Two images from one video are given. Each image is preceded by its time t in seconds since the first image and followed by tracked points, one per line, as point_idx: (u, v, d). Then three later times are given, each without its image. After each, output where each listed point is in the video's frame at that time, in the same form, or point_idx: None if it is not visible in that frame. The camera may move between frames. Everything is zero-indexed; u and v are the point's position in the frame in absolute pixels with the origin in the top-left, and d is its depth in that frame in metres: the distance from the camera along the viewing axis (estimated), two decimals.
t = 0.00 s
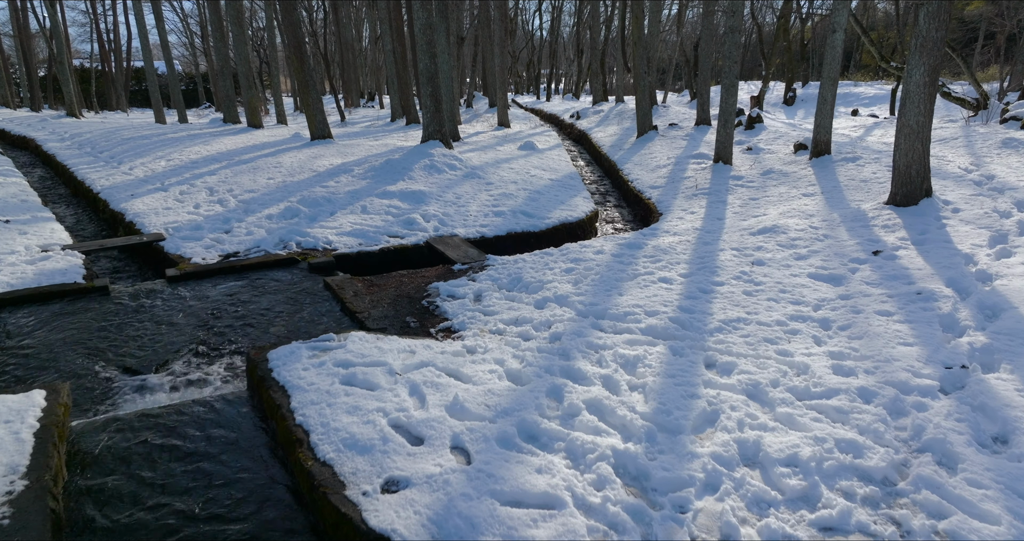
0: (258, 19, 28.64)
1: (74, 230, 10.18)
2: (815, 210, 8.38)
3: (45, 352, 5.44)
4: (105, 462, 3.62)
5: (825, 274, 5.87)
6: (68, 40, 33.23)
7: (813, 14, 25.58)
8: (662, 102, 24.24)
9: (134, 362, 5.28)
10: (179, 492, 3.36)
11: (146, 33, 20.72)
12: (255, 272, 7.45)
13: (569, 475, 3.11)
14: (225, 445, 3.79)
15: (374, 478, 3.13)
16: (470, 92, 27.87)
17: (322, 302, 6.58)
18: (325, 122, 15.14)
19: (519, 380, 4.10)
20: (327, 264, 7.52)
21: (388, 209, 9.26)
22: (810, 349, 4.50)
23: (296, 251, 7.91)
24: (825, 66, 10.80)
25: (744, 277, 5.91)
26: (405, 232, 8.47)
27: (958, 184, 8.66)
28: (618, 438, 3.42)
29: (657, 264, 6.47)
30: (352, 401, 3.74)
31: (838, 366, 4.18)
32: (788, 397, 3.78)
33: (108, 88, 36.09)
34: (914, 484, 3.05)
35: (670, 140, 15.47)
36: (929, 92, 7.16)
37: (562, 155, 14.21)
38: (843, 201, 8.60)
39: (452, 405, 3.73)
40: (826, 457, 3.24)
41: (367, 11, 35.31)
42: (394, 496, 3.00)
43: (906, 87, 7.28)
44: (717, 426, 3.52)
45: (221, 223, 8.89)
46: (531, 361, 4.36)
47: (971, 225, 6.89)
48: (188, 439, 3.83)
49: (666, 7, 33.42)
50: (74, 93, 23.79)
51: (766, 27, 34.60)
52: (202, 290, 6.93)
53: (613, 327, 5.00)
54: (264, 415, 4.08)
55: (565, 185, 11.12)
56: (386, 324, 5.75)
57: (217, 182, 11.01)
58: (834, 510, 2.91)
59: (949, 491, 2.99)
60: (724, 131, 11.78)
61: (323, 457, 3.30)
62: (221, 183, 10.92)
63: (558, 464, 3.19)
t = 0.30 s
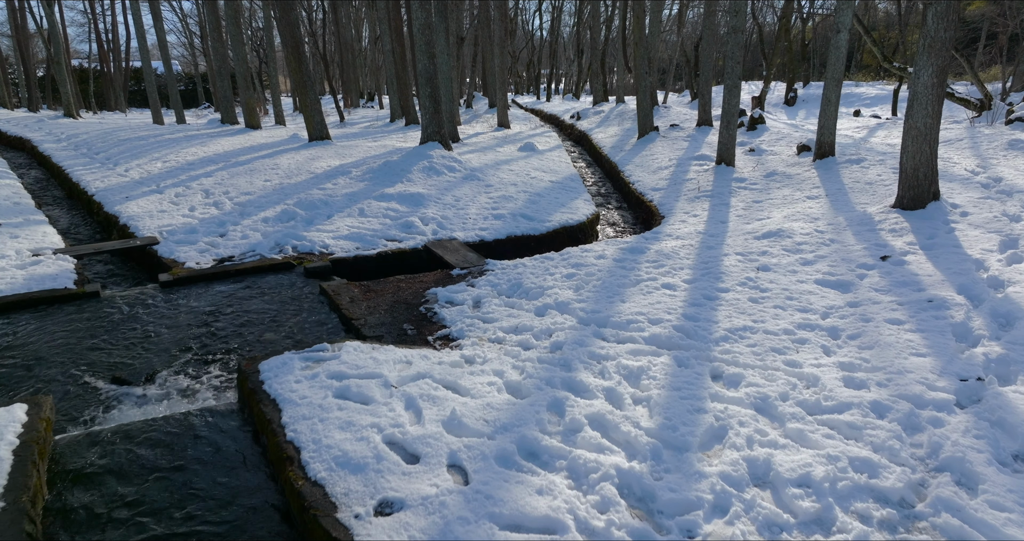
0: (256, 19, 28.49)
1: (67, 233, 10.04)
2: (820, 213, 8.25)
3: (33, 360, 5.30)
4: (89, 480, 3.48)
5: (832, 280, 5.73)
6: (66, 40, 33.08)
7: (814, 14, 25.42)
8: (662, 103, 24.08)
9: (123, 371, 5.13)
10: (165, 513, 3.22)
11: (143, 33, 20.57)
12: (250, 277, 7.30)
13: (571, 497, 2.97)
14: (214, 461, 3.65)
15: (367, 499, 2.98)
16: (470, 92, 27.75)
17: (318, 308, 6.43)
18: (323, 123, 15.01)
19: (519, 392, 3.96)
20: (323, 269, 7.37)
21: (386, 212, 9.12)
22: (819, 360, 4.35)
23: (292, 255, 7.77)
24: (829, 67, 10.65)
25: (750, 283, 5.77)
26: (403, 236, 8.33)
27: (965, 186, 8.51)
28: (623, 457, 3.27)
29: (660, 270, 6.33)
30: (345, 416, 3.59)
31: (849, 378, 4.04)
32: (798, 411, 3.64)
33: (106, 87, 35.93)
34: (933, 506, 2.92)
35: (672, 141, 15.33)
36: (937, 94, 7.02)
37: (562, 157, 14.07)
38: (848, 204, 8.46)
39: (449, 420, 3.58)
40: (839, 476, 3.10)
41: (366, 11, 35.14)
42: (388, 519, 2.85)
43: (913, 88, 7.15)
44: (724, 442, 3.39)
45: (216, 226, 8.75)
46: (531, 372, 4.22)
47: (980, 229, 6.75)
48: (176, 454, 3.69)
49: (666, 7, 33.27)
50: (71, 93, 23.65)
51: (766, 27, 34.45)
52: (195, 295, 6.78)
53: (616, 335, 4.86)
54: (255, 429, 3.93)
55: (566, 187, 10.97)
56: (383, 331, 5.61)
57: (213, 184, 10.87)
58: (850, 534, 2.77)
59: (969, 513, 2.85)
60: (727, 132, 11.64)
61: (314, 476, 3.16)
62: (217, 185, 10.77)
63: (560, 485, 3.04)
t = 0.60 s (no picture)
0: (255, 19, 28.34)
1: (61, 236, 9.90)
2: (825, 216, 8.11)
3: (19, 369, 5.17)
4: (70, 499, 3.35)
5: (840, 287, 5.60)
6: (64, 40, 32.95)
7: (816, 14, 25.28)
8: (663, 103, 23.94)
9: (112, 380, 5.00)
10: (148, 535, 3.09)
11: (140, 33, 20.43)
12: (245, 282, 7.16)
13: (573, 521, 2.83)
14: (202, 478, 3.52)
15: (359, 523, 2.84)
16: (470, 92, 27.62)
17: (313, 315, 6.30)
18: (321, 124, 14.88)
19: (518, 406, 3.83)
20: (319, 274, 7.25)
21: (383, 215, 8.98)
22: (829, 372, 4.21)
23: (287, 259, 7.64)
24: (833, 68, 10.51)
25: (755, 290, 5.63)
26: (401, 240, 8.19)
27: (973, 189, 8.37)
28: (627, 477, 3.13)
29: (663, 276, 6.19)
30: (338, 432, 3.45)
31: (861, 390, 3.90)
32: (809, 427, 3.50)
33: (104, 88, 35.75)
34: (953, 531, 2.78)
35: (673, 142, 15.20)
36: (946, 95, 6.88)
37: (563, 158, 13.94)
38: (853, 208, 8.33)
39: (446, 437, 3.44)
40: (854, 498, 2.96)
41: (366, 11, 34.99)
42: None
43: (921, 90, 7.00)
44: (733, 461, 3.25)
45: (211, 229, 8.61)
46: (531, 385, 4.08)
47: (990, 234, 6.61)
48: (162, 471, 3.56)
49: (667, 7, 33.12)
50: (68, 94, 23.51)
51: (767, 27, 34.31)
52: (188, 301, 6.64)
53: (618, 345, 4.72)
54: (246, 444, 3.80)
55: (566, 189, 10.83)
56: (379, 340, 5.48)
57: (209, 186, 10.73)
58: None
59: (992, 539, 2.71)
60: (729, 134, 11.51)
61: (304, 497, 3.02)
62: (213, 187, 10.64)
63: (562, 508, 2.90)
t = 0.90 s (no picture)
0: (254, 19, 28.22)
1: (54, 239, 9.76)
2: (831, 220, 7.98)
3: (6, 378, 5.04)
4: (51, 520, 3.22)
5: (848, 294, 5.47)
6: (63, 40, 32.82)
7: (817, 14, 25.14)
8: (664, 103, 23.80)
9: (101, 391, 4.87)
10: None
11: (138, 33, 20.29)
12: (239, 287, 7.02)
13: None
14: (190, 498, 3.38)
15: None
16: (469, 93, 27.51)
17: (309, 321, 6.15)
18: (319, 125, 14.75)
19: (519, 421, 3.68)
20: (315, 279, 7.10)
21: (381, 218, 8.84)
22: (840, 384, 4.08)
23: (283, 264, 7.50)
24: (838, 68, 10.36)
25: (761, 297, 5.50)
26: (399, 243, 8.06)
27: (980, 192, 8.24)
28: (633, 499, 2.99)
29: (666, 282, 6.06)
30: (331, 450, 3.31)
31: (874, 404, 3.77)
32: (822, 444, 3.37)
33: (102, 88, 35.59)
34: None
35: (674, 143, 15.07)
36: (955, 97, 6.74)
37: (563, 159, 13.81)
38: (859, 211, 8.19)
39: (443, 454, 3.31)
40: (871, 521, 2.82)
41: (366, 11, 34.85)
42: None
43: (929, 91, 6.86)
44: (743, 481, 3.11)
45: (206, 233, 8.48)
46: (531, 398, 3.94)
47: (1000, 239, 6.48)
48: (148, 490, 3.43)
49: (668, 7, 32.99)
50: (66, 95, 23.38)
51: (768, 27, 34.20)
52: (182, 307, 6.50)
53: (622, 355, 4.59)
54: (236, 461, 3.66)
55: (567, 192, 10.69)
56: (376, 348, 5.34)
57: (205, 188, 10.60)
58: None
59: None
60: (731, 135, 11.38)
61: (294, 520, 2.88)
62: (209, 189, 10.50)
63: (565, 534, 2.76)
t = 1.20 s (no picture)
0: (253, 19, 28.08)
1: (48, 243, 9.63)
2: (836, 223, 7.85)
3: None
4: None
5: (857, 301, 5.34)
6: (61, 40, 32.67)
7: (819, 14, 25.00)
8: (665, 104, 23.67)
9: (90, 400, 4.74)
10: None
11: (135, 34, 20.13)
12: (234, 292, 6.90)
13: None
14: (177, 518, 3.25)
15: None
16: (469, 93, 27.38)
17: (305, 329, 6.02)
18: (318, 126, 14.61)
19: (519, 437, 3.55)
20: (311, 284, 6.96)
21: (380, 221, 8.71)
22: (852, 397, 3.94)
23: (279, 269, 7.37)
24: (843, 69, 10.22)
25: (768, 304, 5.36)
26: (398, 247, 7.92)
27: (989, 195, 8.10)
28: (641, 522, 2.86)
29: (670, 288, 5.93)
30: (324, 469, 3.17)
31: (888, 419, 3.63)
32: (836, 463, 3.24)
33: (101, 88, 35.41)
34: None
35: (676, 145, 14.94)
36: (964, 99, 6.60)
37: (564, 160, 13.67)
38: (865, 214, 8.06)
39: (442, 473, 3.17)
40: None
41: (366, 11, 34.71)
42: None
43: (938, 93, 6.73)
44: (754, 502, 2.98)
45: (202, 236, 8.34)
46: (533, 412, 3.80)
47: (1011, 243, 6.35)
48: (136, 510, 3.30)
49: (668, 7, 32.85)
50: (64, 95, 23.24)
51: (769, 27, 34.07)
52: (175, 313, 6.37)
53: (625, 366, 4.45)
54: (227, 478, 3.53)
55: (568, 194, 10.55)
56: (373, 357, 5.21)
57: (201, 191, 10.47)
58: None
59: None
60: (735, 136, 11.22)
61: None
62: (205, 192, 10.36)
63: None
